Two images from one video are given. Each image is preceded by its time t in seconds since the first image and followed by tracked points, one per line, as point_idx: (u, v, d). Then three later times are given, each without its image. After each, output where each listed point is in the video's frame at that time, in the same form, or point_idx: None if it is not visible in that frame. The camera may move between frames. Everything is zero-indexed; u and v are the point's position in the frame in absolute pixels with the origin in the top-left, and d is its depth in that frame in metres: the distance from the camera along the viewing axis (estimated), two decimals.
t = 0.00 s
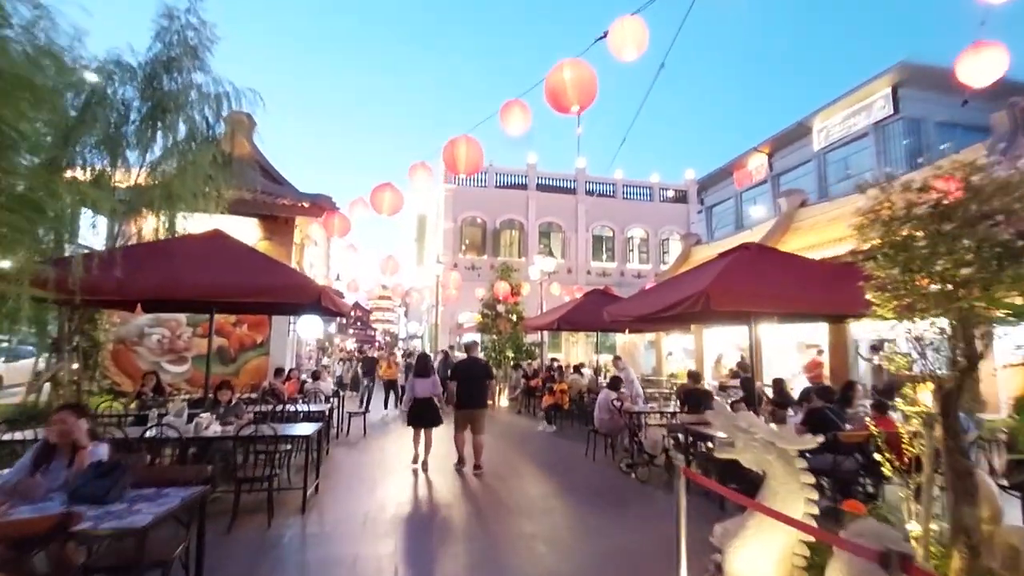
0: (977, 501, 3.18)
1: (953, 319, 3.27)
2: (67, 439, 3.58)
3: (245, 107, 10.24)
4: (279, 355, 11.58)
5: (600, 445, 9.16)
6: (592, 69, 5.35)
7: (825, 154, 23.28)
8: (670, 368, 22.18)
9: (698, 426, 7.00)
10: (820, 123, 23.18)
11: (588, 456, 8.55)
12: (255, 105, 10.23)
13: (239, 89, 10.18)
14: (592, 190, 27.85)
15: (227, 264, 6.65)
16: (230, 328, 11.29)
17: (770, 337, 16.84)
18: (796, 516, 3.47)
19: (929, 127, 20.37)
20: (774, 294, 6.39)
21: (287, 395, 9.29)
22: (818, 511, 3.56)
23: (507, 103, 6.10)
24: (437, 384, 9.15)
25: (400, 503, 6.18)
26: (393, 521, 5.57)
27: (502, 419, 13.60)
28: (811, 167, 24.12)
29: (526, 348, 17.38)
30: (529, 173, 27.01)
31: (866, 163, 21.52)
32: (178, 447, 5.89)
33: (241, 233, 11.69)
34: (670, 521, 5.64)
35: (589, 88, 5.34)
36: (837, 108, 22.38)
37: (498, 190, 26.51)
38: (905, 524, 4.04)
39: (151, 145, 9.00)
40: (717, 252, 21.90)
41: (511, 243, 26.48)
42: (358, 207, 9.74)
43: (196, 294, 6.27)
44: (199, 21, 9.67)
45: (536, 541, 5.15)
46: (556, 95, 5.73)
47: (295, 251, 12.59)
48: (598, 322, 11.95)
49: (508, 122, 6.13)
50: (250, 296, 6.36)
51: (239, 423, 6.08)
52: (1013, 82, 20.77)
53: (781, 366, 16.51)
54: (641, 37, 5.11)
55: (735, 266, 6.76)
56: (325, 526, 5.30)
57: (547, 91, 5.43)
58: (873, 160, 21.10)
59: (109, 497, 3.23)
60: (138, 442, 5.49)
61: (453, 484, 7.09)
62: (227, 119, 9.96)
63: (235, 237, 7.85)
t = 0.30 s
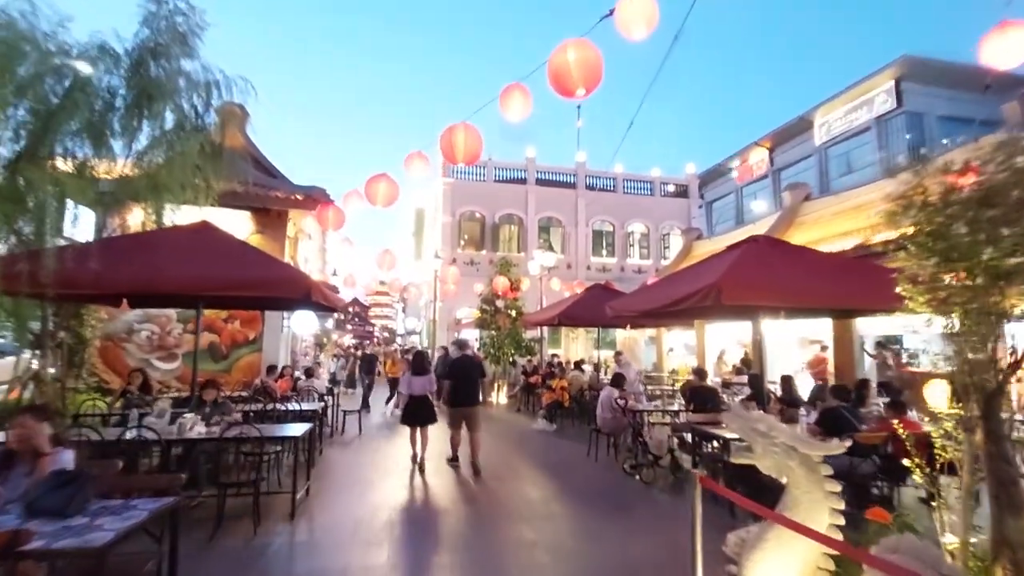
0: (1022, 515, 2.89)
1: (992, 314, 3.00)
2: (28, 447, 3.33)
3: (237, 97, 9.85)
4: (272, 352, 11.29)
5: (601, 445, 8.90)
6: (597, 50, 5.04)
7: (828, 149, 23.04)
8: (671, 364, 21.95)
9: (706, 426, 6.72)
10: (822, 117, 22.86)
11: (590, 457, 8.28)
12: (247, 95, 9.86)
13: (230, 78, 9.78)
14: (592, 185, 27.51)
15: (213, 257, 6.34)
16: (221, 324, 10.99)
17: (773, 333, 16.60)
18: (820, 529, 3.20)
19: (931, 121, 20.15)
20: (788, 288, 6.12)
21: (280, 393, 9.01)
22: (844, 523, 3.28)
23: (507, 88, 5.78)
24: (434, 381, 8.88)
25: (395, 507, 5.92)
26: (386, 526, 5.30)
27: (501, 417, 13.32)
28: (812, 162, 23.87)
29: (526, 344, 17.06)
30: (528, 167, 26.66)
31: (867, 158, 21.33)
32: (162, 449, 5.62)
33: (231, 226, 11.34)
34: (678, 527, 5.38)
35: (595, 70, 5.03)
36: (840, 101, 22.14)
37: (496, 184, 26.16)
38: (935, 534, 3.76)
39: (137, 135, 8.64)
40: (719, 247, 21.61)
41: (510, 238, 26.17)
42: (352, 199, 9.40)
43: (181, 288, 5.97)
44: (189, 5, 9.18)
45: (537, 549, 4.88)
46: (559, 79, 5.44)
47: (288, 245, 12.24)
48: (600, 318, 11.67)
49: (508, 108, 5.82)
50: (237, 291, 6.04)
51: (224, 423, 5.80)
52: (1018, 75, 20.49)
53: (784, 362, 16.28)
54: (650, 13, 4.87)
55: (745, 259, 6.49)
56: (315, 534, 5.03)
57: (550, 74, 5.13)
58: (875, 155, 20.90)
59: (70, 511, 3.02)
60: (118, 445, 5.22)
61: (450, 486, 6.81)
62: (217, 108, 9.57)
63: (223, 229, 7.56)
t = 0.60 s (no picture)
0: None
1: None
2: None
3: (225, 87, 9.56)
4: (262, 351, 10.99)
5: (601, 446, 8.64)
6: (601, 31, 4.79)
7: (823, 147, 23.00)
8: (668, 363, 21.75)
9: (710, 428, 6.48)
10: (818, 116, 22.76)
11: (589, 459, 8.02)
12: (235, 86, 9.55)
13: (218, 67, 9.47)
14: (588, 182, 27.27)
15: (199, 251, 6.07)
16: (209, 322, 10.68)
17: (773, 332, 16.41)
18: (845, 542, 2.96)
19: (928, 120, 20.09)
20: (800, 285, 5.89)
21: (269, 393, 8.72)
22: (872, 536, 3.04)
23: (506, 76, 5.52)
24: (427, 379, 8.63)
25: (388, 513, 5.65)
26: (378, 535, 5.03)
27: (497, 417, 13.06)
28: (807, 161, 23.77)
29: (522, 342, 16.76)
30: (524, 164, 26.40)
31: (863, 157, 21.44)
32: (141, 452, 5.35)
33: (219, 221, 11.01)
34: (684, 534, 5.17)
35: (599, 53, 4.78)
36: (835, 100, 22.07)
37: (492, 181, 25.87)
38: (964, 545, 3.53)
39: (120, 126, 8.40)
40: (716, 245, 21.43)
41: (505, 236, 25.89)
42: (344, 192, 9.01)
43: (166, 283, 5.71)
44: None
45: (537, 559, 4.62)
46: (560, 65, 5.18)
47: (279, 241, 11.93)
48: (599, 315, 11.42)
49: (508, 97, 5.56)
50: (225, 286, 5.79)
51: (207, 426, 5.52)
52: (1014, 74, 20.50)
53: (783, 361, 16.11)
54: None
55: (755, 253, 6.27)
56: (302, 543, 4.76)
57: (552, 58, 4.87)
58: (870, 155, 20.98)
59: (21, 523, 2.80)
60: (93, 449, 4.94)
61: (445, 491, 6.55)
62: (204, 99, 9.31)
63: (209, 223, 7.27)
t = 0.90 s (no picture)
0: None
1: None
2: None
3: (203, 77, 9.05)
4: (239, 351, 10.59)
5: (589, 448, 8.45)
6: (596, 17, 4.59)
7: (805, 151, 23.15)
8: (653, 363, 21.71)
9: (704, 431, 6.31)
10: (800, 119, 23.06)
11: (578, 462, 7.82)
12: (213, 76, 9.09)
13: (195, 55, 8.95)
14: (573, 181, 27.16)
15: (172, 246, 5.72)
16: (183, 321, 10.24)
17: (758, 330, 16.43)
18: (859, 555, 2.80)
19: (907, 123, 20.47)
20: (800, 283, 5.77)
21: (246, 396, 8.36)
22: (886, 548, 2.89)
23: (497, 65, 5.28)
24: (411, 378, 8.36)
25: (371, 523, 5.38)
26: (360, 546, 4.76)
27: (482, 418, 12.81)
28: (788, 164, 23.96)
29: (508, 342, 16.53)
30: (510, 162, 26.17)
31: (844, 160, 21.70)
32: (105, 461, 5.00)
33: (192, 217, 10.56)
34: (678, 541, 5.00)
35: (594, 40, 4.58)
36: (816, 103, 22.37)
37: (477, 180, 25.59)
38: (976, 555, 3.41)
39: (87, 115, 7.89)
40: (701, 245, 21.48)
41: (490, 235, 25.65)
42: (326, 190, 8.52)
43: (137, 280, 5.36)
44: None
45: (528, 572, 4.39)
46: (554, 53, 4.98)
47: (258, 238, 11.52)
48: (586, 315, 11.24)
49: (498, 88, 5.32)
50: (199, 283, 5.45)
51: (177, 432, 5.18)
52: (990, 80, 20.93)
53: (768, 361, 16.15)
54: None
55: (752, 251, 6.15)
56: (279, 557, 4.47)
57: (544, 44, 4.66)
58: (851, 157, 21.23)
59: None
60: (50, 458, 4.58)
61: (430, 498, 6.28)
62: (179, 88, 8.78)
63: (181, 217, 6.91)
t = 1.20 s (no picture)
0: None
1: None
2: None
3: (179, 66, 8.72)
4: (218, 353, 10.18)
5: (582, 452, 8.23)
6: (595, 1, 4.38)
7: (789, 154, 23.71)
8: (642, 365, 21.57)
9: (703, 435, 6.11)
10: (785, 123, 23.42)
11: (571, 466, 7.59)
12: (190, 65, 8.76)
13: (171, 43, 8.63)
14: (562, 182, 27.00)
15: (145, 241, 5.37)
16: (159, 321, 9.80)
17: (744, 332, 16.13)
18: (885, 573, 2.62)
19: (890, 128, 20.90)
20: (804, 281, 5.64)
21: (225, 399, 7.99)
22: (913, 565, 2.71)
23: (491, 52, 5.04)
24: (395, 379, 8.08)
25: (356, 535, 5.08)
26: (345, 561, 4.46)
27: (468, 422, 12.40)
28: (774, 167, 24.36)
29: (496, 344, 16.26)
30: (498, 162, 25.94)
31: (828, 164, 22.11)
32: (67, 472, 4.63)
33: (169, 212, 10.13)
34: (679, 552, 4.78)
35: (593, 25, 4.37)
36: (801, 108, 22.78)
37: (465, 180, 25.30)
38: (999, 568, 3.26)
39: (55, 104, 7.49)
40: (690, 246, 21.43)
41: (479, 235, 25.38)
42: (310, 186, 8.13)
43: (106, 276, 4.99)
44: None
45: None
46: (550, 39, 4.77)
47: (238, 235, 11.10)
48: (577, 316, 11.02)
49: (491, 75, 5.08)
50: (175, 279, 5.12)
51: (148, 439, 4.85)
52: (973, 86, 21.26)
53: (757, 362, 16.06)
54: None
55: (753, 250, 6.01)
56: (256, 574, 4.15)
57: (540, 29, 4.46)
58: (836, 160, 21.61)
59: None
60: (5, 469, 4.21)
61: (419, 507, 5.99)
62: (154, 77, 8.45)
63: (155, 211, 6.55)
